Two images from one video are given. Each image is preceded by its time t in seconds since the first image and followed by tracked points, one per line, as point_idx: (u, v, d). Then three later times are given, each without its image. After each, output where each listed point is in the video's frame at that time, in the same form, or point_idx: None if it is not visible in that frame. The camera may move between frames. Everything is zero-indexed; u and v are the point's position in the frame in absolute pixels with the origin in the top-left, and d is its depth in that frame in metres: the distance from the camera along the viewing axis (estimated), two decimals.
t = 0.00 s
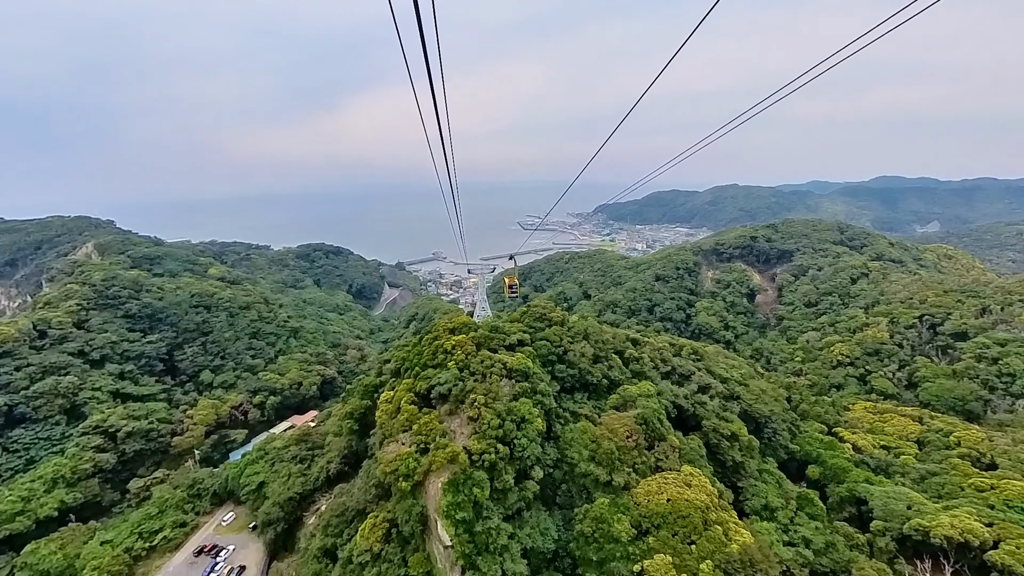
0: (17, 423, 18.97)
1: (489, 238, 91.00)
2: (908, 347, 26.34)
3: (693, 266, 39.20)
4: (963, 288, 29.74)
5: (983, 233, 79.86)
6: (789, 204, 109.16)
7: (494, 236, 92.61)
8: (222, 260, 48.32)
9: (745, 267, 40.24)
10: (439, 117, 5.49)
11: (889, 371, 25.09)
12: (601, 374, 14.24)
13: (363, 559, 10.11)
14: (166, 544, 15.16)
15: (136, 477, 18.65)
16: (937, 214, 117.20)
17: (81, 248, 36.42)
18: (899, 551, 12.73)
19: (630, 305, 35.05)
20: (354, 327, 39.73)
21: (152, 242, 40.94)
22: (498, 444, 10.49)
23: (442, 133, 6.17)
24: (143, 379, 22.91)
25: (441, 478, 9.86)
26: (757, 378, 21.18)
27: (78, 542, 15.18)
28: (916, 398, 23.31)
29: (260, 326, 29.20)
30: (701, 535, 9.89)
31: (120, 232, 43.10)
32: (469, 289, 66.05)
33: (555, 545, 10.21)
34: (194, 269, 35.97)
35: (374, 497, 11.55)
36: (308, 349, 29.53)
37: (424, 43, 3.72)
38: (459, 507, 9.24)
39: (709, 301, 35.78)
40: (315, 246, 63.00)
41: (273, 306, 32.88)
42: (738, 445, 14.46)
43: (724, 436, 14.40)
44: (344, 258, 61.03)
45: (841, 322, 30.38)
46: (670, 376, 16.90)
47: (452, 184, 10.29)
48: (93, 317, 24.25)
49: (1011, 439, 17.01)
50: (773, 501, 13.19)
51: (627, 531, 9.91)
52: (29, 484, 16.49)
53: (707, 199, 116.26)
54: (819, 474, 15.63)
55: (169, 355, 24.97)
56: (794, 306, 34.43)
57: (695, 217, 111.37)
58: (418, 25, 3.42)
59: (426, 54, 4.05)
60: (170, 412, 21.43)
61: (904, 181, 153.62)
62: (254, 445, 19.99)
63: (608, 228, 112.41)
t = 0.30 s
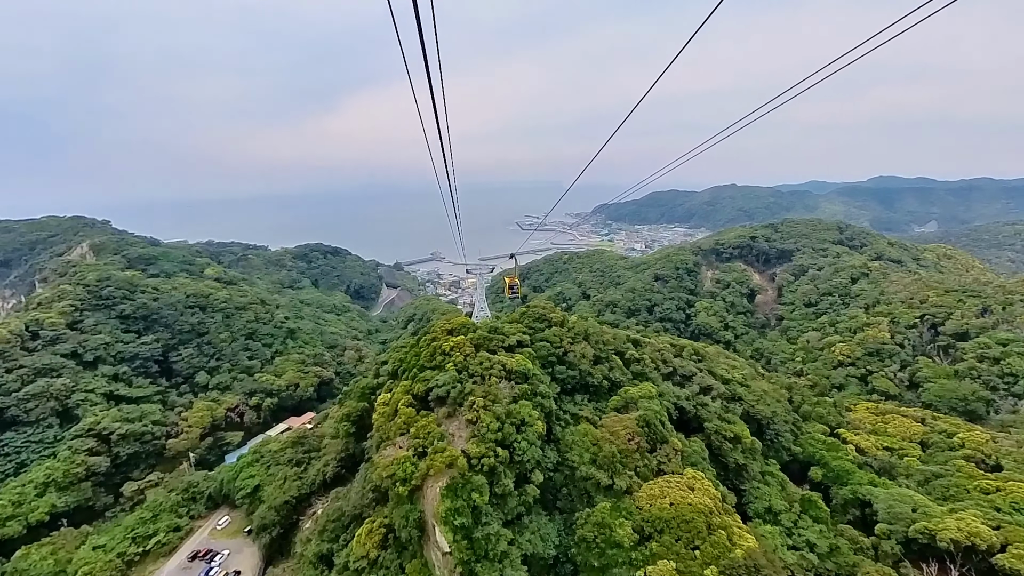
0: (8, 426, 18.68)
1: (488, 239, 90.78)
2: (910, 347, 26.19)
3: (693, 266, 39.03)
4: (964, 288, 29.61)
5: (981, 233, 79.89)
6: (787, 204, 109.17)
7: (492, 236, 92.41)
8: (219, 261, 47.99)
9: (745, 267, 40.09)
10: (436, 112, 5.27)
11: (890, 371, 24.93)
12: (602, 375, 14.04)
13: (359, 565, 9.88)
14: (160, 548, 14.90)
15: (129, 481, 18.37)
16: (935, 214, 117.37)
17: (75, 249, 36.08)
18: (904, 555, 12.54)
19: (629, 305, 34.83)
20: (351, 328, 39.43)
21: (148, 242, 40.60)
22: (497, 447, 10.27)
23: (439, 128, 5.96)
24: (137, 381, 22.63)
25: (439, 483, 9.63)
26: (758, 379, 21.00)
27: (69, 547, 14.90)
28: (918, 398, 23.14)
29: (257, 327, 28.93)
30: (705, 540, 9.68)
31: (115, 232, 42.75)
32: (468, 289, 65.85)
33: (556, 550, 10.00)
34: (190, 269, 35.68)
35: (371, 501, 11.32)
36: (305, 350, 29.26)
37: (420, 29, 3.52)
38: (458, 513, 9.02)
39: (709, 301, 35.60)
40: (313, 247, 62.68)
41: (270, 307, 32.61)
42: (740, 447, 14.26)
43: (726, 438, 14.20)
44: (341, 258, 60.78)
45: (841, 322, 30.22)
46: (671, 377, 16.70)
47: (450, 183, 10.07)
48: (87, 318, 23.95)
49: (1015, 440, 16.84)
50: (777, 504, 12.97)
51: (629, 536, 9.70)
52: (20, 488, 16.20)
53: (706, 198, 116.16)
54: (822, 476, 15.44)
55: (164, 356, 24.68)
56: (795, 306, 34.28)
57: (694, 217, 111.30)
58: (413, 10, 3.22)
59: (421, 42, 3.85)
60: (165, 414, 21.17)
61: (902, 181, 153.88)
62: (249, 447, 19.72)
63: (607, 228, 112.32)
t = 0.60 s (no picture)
0: None
1: (486, 239, 90.55)
2: (911, 348, 26.06)
3: (692, 266, 38.88)
4: (964, 287, 29.50)
5: (978, 233, 80.01)
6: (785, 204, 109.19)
7: (491, 236, 92.19)
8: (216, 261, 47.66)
9: (745, 267, 39.97)
10: (433, 106, 5.06)
11: (891, 371, 24.79)
12: (602, 376, 13.85)
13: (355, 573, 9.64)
14: (153, 554, 14.62)
15: (122, 485, 18.09)
16: (932, 213, 117.57)
17: (70, 249, 35.74)
18: (909, 558, 12.37)
19: (629, 305, 34.63)
20: (349, 329, 39.18)
21: (143, 242, 40.25)
22: (496, 451, 10.05)
23: (435, 123, 5.75)
24: (131, 383, 22.36)
25: (437, 488, 9.42)
26: (759, 379, 20.83)
27: (60, 553, 14.61)
28: (919, 399, 23.00)
29: (253, 328, 28.66)
30: (708, 545, 9.49)
31: (110, 232, 42.39)
32: (466, 289, 65.72)
33: (557, 556, 9.80)
34: (186, 270, 35.37)
35: (367, 506, 11.08)
36: (302, 351, 29.04)
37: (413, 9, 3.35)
38: (456, 519, 8.80)
39: (708, 301, 35.44)
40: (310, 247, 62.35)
41: (267, 308, 32.33)
42: (743, 449, 14.06)
43: (729, 440, 14.00)
44: (339, 258, 60.51)
45: (841, 322, 30.09)
46: (672, 378, 16.53)
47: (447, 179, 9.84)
48: (80, 319, 23.66)
49: (1019, 441, 16.70)
50: (780, 507, 12.78)
51: (631, 541, 9.49)
52: (11, 492, 15.92)
53: (704, 198, 116.16)
54: (824, 478, 15.27)
55: (159, 358, 24.42)
56: (794, 305, 34.16)
57: (692, 217, 111.28)
58: None
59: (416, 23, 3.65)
60: (159, 416, 20.91)
61: (899, 181, 154.15)
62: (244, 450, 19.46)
63: (605, 228, 112.26)
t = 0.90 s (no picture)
0: None
1: (485, 239, 90.35)
2: (912, 347, 25.93)
3: (691, 266, 38.71)
4: (965, 287, 29.38)
5: (975, 233, 80.10)
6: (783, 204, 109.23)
7: (489, 236, 91.98)
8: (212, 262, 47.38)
9: (744, 266, 39.85)
10: (429, 100, 4.85)
11: (892, 371, 24.66)
12: (603, 378, 13.65)
13: None
14: (147, 559, 14.40)
15: (116, 488, 17.84)
16: (930, 213, 117.72)
17: (65, 249, 35.43)
18: (914, 562, 12.21)
19: (628, 306, 34.42)
20: (346, 330, 38.94)
21: (139, 242, 39.93)
22: (496, 455, 9.85)
23: (433, 119, 5.54)
24: (125, 385, 22.10)
25: (435, 494, 9.21)
26: (760, 380, 20.67)
27: (51, 558, 14.35)
28: (921, 399, 22.86)
29: (249, 329, 28.40)
30: (712, 550, 9.28)
31: (105, 233, 42.08)
32: (465, 290, 65.54)
33: (558, 561, 9.59)
34: (182, 270, 35.09)
35: (364, 511, 10.87)
36: (299, 352, 28.80)
37: None
38: (455, 525, 8.62)
39: (708, 301, 35.29)
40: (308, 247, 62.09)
41: (263, 308, 32.06)
42: (745, 451, 13.88)
43: (731, 442, 13.82)
44: (336, 259, 60.28)
45: (842, 322, 29.96)
46: (673, 380, 16.35)
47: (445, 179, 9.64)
48: (74, 320, 23.39)
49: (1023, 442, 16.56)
50: (783, 510, 12.61)
51: (634, 547, 9.29)
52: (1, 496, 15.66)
53: (702, 199, 116.12)
54: (827, 480, 15.10)
55: (153, 360, 24.16)
56: (794, 305, 34.04)
57: (691, 217, 111.23)
58: None
59: (415, 16, 3.46)
60: (153, 419, 20.66)
61: (896, 181, 154.40)
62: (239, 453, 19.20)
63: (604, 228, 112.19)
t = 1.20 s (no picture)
0: None
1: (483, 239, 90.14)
2: (912, 347, 25.81)
3: (690, 266, 38.53)
4: (965, 286, 29.27)
5: (971, 233, 80.24)
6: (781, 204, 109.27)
7: (487, 237, 91.75)
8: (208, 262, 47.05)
9: (743, 266, 39.70)
10: (424, 85, 4.60)
11: (893, 371, 24.50)
12: (604, 379, 13.45)
13: None
14: (139, 565, 14.11)
15: (108, 492, 17.56)
16: (927, 213, 117.94)
17: (58, 250, 35.09)
18: (919, 565, 12.03)
19: (627, 306, 34.19)
20: (343, 330, 38.66)
21: (133, 243, 39.58)
22: (495, 459, 9.63)
23: (429, 108, 5.29)
24: (118, 387, 21.80)
25: (433, 499, 8.99)
26: (761, 381, 20.48)
27: (41, 564, 14.08)
28: (922, 399, 22.73)
29: (244, 330, 28.11)
30: (716, 555, 9.07)
31: (99, 233, 41.72)
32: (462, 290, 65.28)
33: (558, 568, 9.38)
34: (177, 271, 34.77)
35: (360, 516, 10.64)
36: (295, 353, 28.54)
37: None
38: (453, 532, 8.41)
39: (707, 301, 35.13)
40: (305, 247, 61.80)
41: (259, 309, 31.76)
42: (748, 453, 13.67)
43: (733, 444, 13.63)
44: (333, 259, 59.97)
45: (842, 322, 29.82)
46: (674, 380, 16.16)
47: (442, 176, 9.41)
48: (66, 322, 23.09)
49: None
50: (787, 513, 12.41)
51: (636, 552, 9.08)
52: None
53: (700, 199, 116.11)
54: (829, 482, 14.90)
55: (147, 361, 23.88)
56: (793, 305, 33.91)
57: (689, 217, 111.16)
58: None
59: None
60: (147, 421, 20.40)
61: (893, 181, 154.70)
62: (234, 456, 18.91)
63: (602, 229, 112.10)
